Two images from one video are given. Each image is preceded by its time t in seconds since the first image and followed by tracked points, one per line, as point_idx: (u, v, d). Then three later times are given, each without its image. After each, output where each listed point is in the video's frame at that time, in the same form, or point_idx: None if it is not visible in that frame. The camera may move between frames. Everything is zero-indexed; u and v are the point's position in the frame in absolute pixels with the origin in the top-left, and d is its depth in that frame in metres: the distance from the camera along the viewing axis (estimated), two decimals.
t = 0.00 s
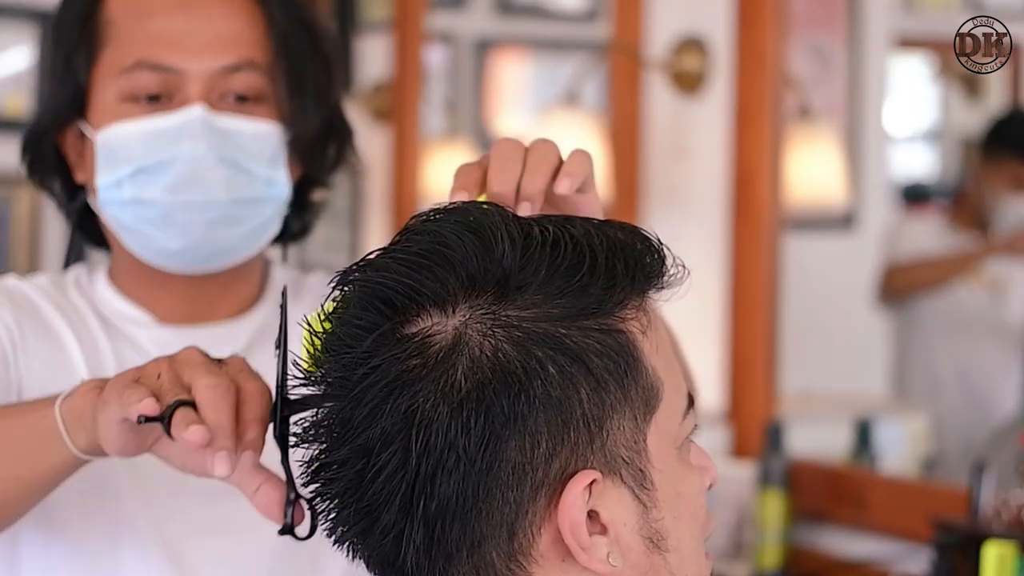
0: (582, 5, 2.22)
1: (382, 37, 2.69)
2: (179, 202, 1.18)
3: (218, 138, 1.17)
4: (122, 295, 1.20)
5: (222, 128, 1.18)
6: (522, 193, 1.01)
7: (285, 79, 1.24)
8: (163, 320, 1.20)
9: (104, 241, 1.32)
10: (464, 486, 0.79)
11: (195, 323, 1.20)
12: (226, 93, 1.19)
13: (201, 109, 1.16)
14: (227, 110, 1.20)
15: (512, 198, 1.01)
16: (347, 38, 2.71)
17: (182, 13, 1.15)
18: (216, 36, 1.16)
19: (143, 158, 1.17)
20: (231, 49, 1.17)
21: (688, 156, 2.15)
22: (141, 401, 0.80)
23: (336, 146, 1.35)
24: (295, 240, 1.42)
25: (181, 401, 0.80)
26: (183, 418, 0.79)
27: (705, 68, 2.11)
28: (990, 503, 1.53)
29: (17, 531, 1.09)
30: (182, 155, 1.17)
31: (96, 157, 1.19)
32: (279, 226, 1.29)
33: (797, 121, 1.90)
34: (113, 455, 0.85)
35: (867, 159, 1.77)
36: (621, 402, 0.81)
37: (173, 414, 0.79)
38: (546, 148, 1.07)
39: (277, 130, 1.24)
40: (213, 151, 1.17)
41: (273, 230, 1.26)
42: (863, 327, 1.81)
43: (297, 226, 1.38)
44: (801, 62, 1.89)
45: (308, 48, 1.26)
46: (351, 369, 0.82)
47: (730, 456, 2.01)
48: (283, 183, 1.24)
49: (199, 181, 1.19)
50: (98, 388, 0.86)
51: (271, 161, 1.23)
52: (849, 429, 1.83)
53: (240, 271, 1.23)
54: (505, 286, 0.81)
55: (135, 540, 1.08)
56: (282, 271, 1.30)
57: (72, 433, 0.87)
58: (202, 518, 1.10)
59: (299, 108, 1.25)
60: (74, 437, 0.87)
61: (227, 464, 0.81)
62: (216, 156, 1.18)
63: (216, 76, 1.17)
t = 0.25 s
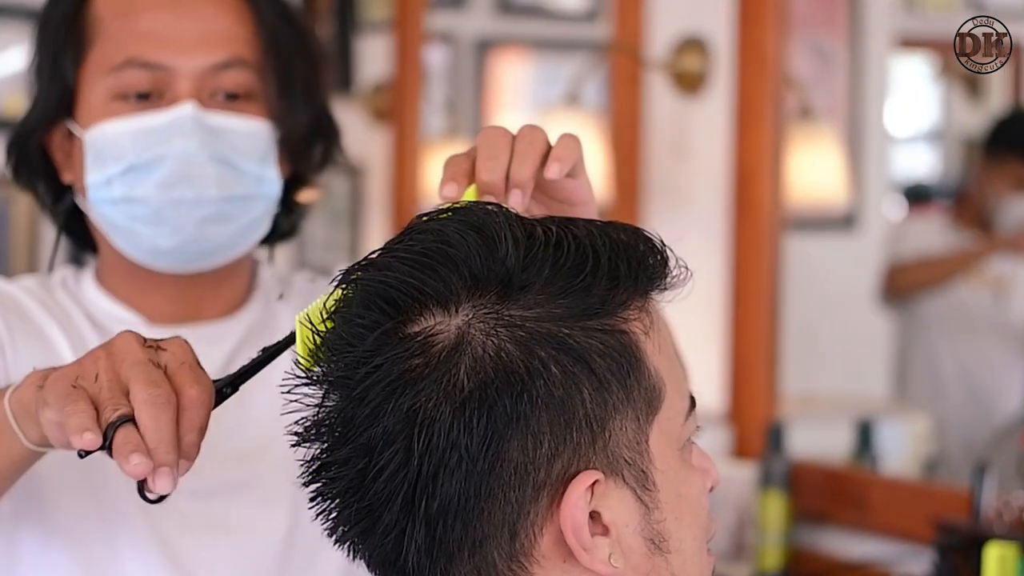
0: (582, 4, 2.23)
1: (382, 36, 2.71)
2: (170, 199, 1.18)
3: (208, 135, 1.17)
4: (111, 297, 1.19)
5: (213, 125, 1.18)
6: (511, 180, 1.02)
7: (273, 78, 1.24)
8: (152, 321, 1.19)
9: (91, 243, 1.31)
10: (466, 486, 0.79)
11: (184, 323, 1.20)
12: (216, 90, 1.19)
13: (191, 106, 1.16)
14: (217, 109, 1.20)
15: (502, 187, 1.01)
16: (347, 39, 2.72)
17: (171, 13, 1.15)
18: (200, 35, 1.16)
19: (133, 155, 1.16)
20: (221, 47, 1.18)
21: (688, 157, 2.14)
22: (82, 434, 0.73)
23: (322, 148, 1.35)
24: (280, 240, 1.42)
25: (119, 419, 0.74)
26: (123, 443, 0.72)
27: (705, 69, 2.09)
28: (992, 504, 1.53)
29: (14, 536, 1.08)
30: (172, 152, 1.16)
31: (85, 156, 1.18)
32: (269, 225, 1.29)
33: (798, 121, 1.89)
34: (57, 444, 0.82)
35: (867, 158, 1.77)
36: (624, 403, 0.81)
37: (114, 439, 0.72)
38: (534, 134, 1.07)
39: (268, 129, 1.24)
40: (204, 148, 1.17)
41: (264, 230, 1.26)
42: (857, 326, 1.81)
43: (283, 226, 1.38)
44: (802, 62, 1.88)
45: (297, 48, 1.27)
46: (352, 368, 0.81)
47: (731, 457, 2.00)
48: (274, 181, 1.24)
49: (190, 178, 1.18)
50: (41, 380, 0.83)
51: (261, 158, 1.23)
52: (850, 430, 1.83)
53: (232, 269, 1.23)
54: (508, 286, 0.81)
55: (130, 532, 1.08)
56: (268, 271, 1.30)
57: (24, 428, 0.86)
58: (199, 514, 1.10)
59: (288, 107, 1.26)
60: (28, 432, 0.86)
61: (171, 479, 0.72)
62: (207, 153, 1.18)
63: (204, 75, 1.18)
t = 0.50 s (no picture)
0: (582, 5, 2.23)
1: (381, 36, 2.71)
2: (164, 197, 1.17)
3: (202, 134, 1.17)
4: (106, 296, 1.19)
5: (206, 124, 1.17)
6: (506, 167, 1.02)
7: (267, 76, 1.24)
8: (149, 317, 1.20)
9: (86, 242, 1.31)
10: (466, 487, 0.78)
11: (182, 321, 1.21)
12: (210, 88, 1.19)
13: (185, 104, 1.15)
14: (212, 106, 1.20)
15: (496, 174, 1.01)
16: (347, 38, 2.73)
17: (165, 11, 1.15)
18: (192, 34, 1.16)
19: (126, 155, 1.16)
20: (215, 45, 1.18)
21: (688, 158, 2.14)
22: (129, 393, 0.74)
23: (317, 145, 1.35)
24: (275, 239, 1.42)
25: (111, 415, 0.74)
26: (173, 408, 0.73)
27: (705, 68, 2.10)
28: (993, 506, 1.53)
29: (11, 526, 1.08)
30: (166, 151, 1.16)
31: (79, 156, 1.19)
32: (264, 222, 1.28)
33: (799, 121, 1.89)
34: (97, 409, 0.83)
35: (869, 158, 1.76)
36: (624, 403, 0.80)
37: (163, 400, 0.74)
38: (527, 120, 1.06)
39: (262, 127, 1.24)
40: (198, 146, 1.16)
41: (260, 227, 1.25)
42: (855, 326, 1.81)
43: (279, 224, 1.38)
44: (802, 61, 1.88)
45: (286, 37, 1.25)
46: (351, 368, 0.81)
47: (731, 458, 1.99)
48: (268, 179, 1.24)
49: (184, 176, 1.18)
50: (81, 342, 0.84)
51: (256, 156, 1.22)
52: (851, 430, 1.82)
53: (225, 270, 1.23)
54: (507, 286, 0.80)
55: (122, 525, 1.09)
56: (263, 269, 1.29)
57: (56, 391, 0.86)
58: (191, 517, 1.12)
59: (282, 103, 1.25)
60: (59, 395, 0.86)
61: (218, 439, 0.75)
62: (201, 152, 1.17)
63: (198, 73, 1.17)
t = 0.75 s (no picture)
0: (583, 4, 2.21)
1: (382, 36, 2.72)
2: (161, 197, 1.17)
3: (199, 133, 1.16)
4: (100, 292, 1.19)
5: (203, 123, 1.17)
6: (496, 145, 0.98)
7: (264, 75, 1.24)
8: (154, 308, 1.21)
9: (83, 241, 1.31)
10: (466, 487, 0.78)
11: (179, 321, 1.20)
12: (207, 87, 1.19)
13: (182, 103, 1.14)
14: (209, 105, 1.19)
15: (486, 152, 0.96)
16: (347, 39, 2.75)
17: (161, 9, 1.14)
18: (190, 33, 1.16)
19: (122, 154, 1.15)
20: (214, 44, 1.17)
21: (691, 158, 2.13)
22: (157, 342, 0.76)
23: (312, 144, 1.35)
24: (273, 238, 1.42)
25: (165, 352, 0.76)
26: (202, 357, 0.74)
27: (706, 68, 2.10)
28: (995, 507, 1.52)
29: (8, 520, 1.08)
30: (163, 150, 1.15)
31: (74, 155, 1.18)
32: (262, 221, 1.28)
33: (801, 121, 1.89)
34: (113, 384, 0.83)
35: (870, 159, 1.76)
36: (624, 404, 0.80)
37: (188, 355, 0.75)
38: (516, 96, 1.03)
39: (259, 126, 1.24)
40: (195, 146, 1.16)
41: (256, 226, 1.25)
42: (854, 328, 1.81)
43: (276, 224, 1.38)
44: (804, 61, 1.87)
45: (283, 37, 1.25)
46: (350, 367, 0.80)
47: (732, 459, 1.99)
48: (265, 178, 1.23)
49: (180, 176, 1.17)
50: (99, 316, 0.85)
51: (253, 155, 1.22)
52: (852, 431, 1.82)
53: (221, 268, 1.23)
54: (508, 286, 0.80)
55: (120, 526, 1.09)
56: (260, 269, 1.29)
57: (70, 368, 0.86)
58: (190, 515, 1.12)
59: (279, 103, 1.26)
60: (74, 371, 0.86)
61: (242, 399, 0.76)
62: (198, 151, 1.17)
63: (196, 71, 1.17)
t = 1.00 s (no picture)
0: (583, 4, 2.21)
1: (382, 37, 2.71)
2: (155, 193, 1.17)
3: (193, 129, 1.16)
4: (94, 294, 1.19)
5: (197, 119, 1.16)
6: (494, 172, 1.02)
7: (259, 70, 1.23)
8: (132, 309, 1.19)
9: (76, 242, 1.30)
10: (467, 487, 0.77)
11: (173, 320, 1.19)
12: (201, 85, 1.18)
13: (175, 100, 1.14)
14: (204, 102, 1.19)
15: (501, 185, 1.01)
16: (347, 39, 2.72)
17: (154, 7, 1.14)
18: (184, 30, 1.15)
19: (117, 151, 1.15)
20: (207, 40, 1.16)
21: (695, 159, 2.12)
22: (22, 442, 0.73)
23: (308, 142, 1.34)
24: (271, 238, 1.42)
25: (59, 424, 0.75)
26: (71, 456, 0.72)
27: (708, 69, 2.09)
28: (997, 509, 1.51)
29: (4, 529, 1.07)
30: (157, 147, 1.15)
31: (68, 153, 1.18)
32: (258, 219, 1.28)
33: (802, 121, 1.88)
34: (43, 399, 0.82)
35: (871, 159, 1.76)
36: (625, 404, 0.79)
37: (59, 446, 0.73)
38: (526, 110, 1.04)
39: (255, 124, 1.23)
40: (189, 142, 1.15)
41: (252, 224, 1.25)
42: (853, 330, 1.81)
43: (271, 223, 1.37)
44: (807, 61, 1.86)
45: (278, 35, 1.24)
46: (352, 367, 0.80)
47: (733, 460, 1.99)
48: (261, 175, 1.23)
49: (175, 173, 1.17)
50: None
51: (248, 152, 1.21)
52: (853, 432, 1.81)
53: (216, 268, 1.22)
54: (510, 286, 0.79)
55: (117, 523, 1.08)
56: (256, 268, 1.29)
57: None
58: (187, 515, 1.11)
59: (274, 102, 1.25)
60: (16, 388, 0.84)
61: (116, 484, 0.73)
62: (193, 148, 1.16)
63: (190, 69, 1.16)
